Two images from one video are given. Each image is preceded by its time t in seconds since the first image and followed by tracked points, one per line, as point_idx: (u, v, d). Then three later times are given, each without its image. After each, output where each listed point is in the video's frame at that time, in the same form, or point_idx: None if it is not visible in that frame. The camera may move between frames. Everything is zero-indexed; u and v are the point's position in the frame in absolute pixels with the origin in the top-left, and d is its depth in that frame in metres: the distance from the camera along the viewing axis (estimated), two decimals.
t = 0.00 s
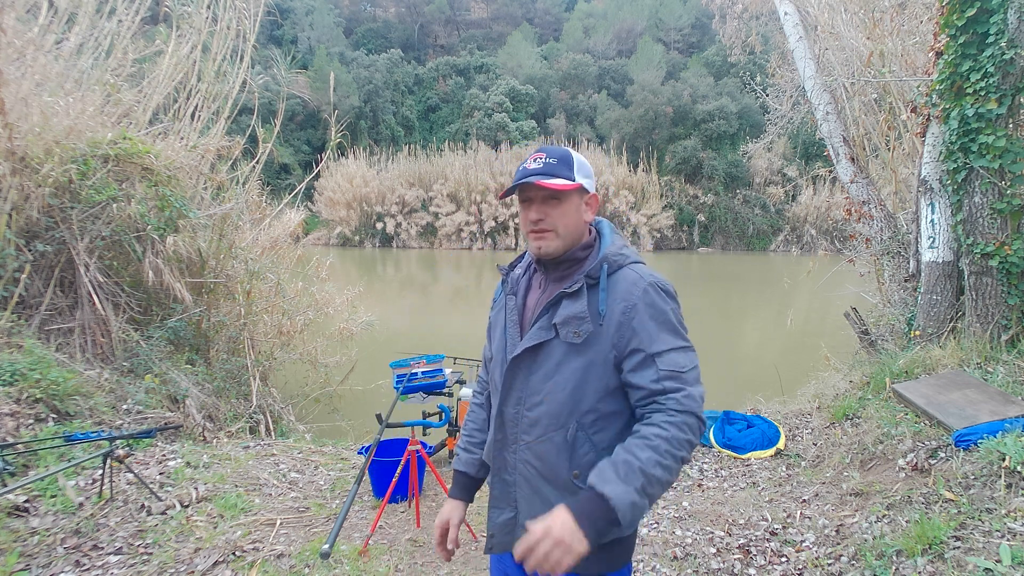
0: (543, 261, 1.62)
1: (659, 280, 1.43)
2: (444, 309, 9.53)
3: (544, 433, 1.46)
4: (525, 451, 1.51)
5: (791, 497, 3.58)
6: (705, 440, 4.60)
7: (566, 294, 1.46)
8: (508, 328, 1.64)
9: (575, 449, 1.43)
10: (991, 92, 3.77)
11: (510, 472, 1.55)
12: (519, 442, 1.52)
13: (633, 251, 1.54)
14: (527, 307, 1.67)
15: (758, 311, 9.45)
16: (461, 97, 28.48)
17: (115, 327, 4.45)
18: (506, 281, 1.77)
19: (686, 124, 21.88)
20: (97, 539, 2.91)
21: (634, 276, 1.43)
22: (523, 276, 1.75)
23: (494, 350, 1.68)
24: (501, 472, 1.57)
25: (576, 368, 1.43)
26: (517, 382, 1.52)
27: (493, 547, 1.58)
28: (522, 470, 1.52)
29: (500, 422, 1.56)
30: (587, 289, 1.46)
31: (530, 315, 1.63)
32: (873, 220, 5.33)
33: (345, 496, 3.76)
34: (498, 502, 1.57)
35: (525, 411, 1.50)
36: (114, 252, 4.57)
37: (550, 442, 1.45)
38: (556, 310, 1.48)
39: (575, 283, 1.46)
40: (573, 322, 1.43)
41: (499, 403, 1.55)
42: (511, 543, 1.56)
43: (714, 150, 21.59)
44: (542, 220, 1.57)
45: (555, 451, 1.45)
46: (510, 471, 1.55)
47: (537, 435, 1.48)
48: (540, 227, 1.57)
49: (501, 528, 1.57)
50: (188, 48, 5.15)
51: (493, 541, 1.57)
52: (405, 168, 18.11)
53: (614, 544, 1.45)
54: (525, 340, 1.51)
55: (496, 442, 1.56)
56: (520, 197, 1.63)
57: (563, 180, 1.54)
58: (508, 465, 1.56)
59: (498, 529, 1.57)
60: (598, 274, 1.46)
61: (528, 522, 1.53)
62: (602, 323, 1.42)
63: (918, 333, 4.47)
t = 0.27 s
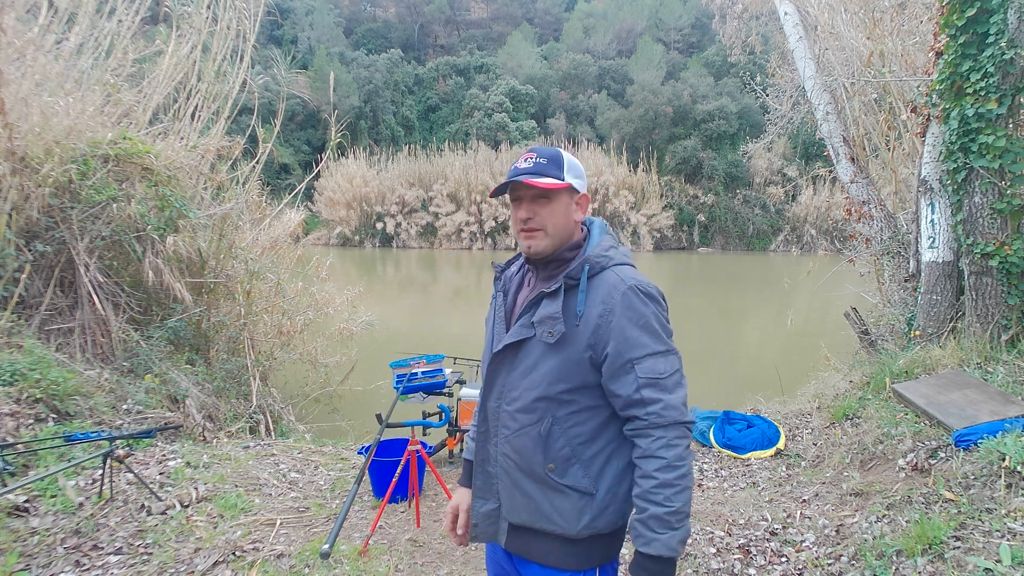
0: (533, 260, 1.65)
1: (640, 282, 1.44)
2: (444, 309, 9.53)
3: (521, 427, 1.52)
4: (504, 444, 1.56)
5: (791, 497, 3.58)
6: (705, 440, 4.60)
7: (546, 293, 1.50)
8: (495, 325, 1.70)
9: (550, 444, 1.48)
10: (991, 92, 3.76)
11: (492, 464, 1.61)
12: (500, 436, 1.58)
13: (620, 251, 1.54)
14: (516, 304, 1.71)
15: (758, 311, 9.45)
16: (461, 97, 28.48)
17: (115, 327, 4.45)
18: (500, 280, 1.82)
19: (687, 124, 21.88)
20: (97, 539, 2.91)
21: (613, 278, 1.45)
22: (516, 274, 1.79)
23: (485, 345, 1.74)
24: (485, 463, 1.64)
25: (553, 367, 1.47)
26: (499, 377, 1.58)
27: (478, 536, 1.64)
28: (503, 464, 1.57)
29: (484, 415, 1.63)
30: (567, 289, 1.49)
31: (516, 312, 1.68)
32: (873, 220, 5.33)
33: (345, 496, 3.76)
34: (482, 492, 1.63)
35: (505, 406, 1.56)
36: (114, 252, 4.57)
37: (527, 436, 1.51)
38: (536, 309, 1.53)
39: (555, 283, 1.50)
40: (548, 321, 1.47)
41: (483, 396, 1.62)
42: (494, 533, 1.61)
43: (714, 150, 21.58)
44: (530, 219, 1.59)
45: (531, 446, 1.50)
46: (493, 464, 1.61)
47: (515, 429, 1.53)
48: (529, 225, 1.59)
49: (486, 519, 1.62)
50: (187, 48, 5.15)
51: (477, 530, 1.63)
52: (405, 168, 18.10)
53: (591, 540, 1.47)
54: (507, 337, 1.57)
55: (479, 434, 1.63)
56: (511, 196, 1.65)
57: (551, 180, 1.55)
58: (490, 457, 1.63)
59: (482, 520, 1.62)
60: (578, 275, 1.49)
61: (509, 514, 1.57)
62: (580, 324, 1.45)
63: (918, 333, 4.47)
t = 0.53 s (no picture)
0: (532, 260, 1.65)
1: (644, 282, 1.46)
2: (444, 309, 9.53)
3: (526, 427, 1.52)
4: (508, 443, 1.56)
5: (791, 497, 3.58)
6: (705, 440, 4.60)
7: (550, 294, 1.50)
8: (495, 325, 1.69)
9: (555, 443, 1.48)
10: (991, 92, 3.76)
11: (495, 464, 1.61)
12: (504, 435, 1.58)
13: (621, 251, 1.55)
14: (515, 303, 1.72)
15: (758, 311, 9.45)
16: (461, 97, 28.48)
17: (115, 327, 4.45)
18: (498, 279, 1.82)
19: (687, 124, 21.88)
20: (97, 539, 2.91)
21: (618, 277, 1.46)
22: (514, 273, 1.80)
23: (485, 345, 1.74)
24: (487, 463, 1.64)
25: (559, 366, 1.48)
26: (503, 377, 1.58)
27: (478, 538, 1.63)
28: (506, 463, 1.57)
29: (486, 415, 1.63)
30: (571, 289, 1.49)
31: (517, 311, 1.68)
32: (873, 220, 5.33)
33: (345, 496, 3.76)
34: (483, 493, 1.63)
35: (509, 405, 1.56)
36: (114, 252, 4.57)
37: (531, 435, 1.51)
38: (540, 309, 1.52)
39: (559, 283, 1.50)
40: (555, 321, 1.47)
41: (486, 397, 1.61)
42: (495, 534, 1.60)
43: (714, 150, 21.59)
44: (528, 219, 1.59)
45: (535, 445, 1.50)
46: (495, 464, 1.61)
47: (520, 429, 1.53)
48: (527, 226, 1.59)
49: (487, 520, 1.61)
50: (187, 48, 5.15)
51: (479, 531, 1.61)
52: (405, 168, 18.10)
53: (595, 537, 1.48)
54: (510, 337, 1.56)
55: (481, 434, 1.63)
56: (509, 196, 1.65)
57: (549, 181, 1.54)
58: (493, 457, 1.62)
59: (483, 521, 1.61)
60: (582, 275, 1.49)
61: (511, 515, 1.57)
62: (585, 323, 1.46)
63: (918, 333, 4.47)
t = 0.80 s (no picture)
0: (534, 261, 1.65)
1: (645, 280, 1.47)
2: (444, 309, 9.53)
3: (531, 425, 1.52)
4: (513, 442, 1.56)
5: (791, 497, 3.58)
6: (705, 440, 4.60)
7: (553, 293, 1.51)
8: (498, 325, 1.69)
9: (560, 441, 1.48)
10: (991, 92, 3.76)
11: (500, 463, 1.61)
12: (508, 434, 1.58)
13: (622, 250, 1.56)
14: (518, 302, 1.72)
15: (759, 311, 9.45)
16: (461, 97, 28.48)
17: (115, 327, 4.45)
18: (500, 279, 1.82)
19: (687, 123, 21.88)
20: (96, 539, 2.91)
21: (619, 276, 1.47)
22: (515, 274, 1.79)
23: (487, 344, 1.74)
24: (492, 463, 1.64)
25: (563, 364, 1.48)
26: (507, 376, 1.58)
27: (485, 537, 1.63)
28: (511, 462, 1.57)
29: (491, 415, 1.63)
30: (574, 287, 1.50)
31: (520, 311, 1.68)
32: (873, 220, 5.33)
33: (345, 496, 3.76)
34: (489, 492, 1.62)
35: (514, 404, 1.56)
36: (114, 252, 4.57)
37: (536, 433, 1.51)
38: (544, 308, 1.53)
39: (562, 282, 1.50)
40: (559, 320, 1.48)
41: (491, 396, 1.61)
42: (501, 534, 1.60)
43: (714, 150, 21.59)
44: (531, 220, 1.59)
45: (540, 443, 1.50)
46: (500, 463, 1.60)
47: (525, 427, 1.53)
48: (529, 227, 1.59)
49: (493, 519, 1.61)
50: (188, 48, 5.14)
51: (484, 530, 1.62)
52: (405, 168, 18.10)
53: (601, 534, 1.48)
54: (514, 336, 1.57)
55: (486, 434, 1.63)
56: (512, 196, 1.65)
57: (553, 183, 1.55)
58: (497, 457, 1.62)
59: (489, 519, 1.61)
60: (584, 273, 1.50)
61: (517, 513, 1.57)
62: (589, 321, 1.46)
63: (918, 333, 4.47)
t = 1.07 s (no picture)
0: (538, 261, 1.66)
1: (652, 281, 1.47)
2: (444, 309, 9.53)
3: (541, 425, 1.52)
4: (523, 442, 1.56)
5: (791, 497, 3.58)
6: (705, 440, 4.60)
7: (562, 293, 1.51)
8: (506, 325, 1.69)
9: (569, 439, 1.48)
10: (991, 92, 3.76)
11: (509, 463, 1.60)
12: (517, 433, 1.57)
13: (628, 250, 1.57)
14: (524, 302, 1.71)
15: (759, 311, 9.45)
16: (461, 97, 28.48)
17: (115, 327, 4.45)
18: (504, 277, 1.79)
19: (686, 123, 21.88)
20: (97, 539, 2.91)
21: (626, 276, 1.48)
22: (520, 272, 1.77)
23: (493, 343, 1.74)
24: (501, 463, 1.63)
25: (573, 364, 1.48)
26: (517, 376, 1.58)
27: (496, 535, 1.63)
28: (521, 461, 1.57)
29: (500, 414, 1.63)
30: (582, 288, 1.50)
31: (527, 310, 1.68)
32: (873, 220, 5.33)
33: (346, 496, 3.76)
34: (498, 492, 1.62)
35: (524, 404, 1.56)
36: (114, 252, 4.57)
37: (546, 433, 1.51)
38: (553, 309, 1.53)
39: (571, 282, 1.50)
40: (568, 320, 1.48)
41: (500, 396, 1.61)
42: (512, 532, 1.61)
43: (714, 150, 21.59)
44: (536, 221, 1.59)
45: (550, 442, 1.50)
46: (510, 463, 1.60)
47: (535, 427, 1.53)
48: (534, 227, 1.60)
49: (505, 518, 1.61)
50: (188, 48, 5.14)
51: (497, 528, 1.63)
52: (405, 168, 18.10)
53: (611, 529, 1.51)
54: (523, 337, 1.56)
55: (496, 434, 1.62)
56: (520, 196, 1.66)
57: (559, 185, 1.55)
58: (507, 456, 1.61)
59: (501, 518, 1.62)
60: (592, 274, 1.50)
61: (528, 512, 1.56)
62: (596, 320, 1.46)
63: (918, 333, 4.47)
